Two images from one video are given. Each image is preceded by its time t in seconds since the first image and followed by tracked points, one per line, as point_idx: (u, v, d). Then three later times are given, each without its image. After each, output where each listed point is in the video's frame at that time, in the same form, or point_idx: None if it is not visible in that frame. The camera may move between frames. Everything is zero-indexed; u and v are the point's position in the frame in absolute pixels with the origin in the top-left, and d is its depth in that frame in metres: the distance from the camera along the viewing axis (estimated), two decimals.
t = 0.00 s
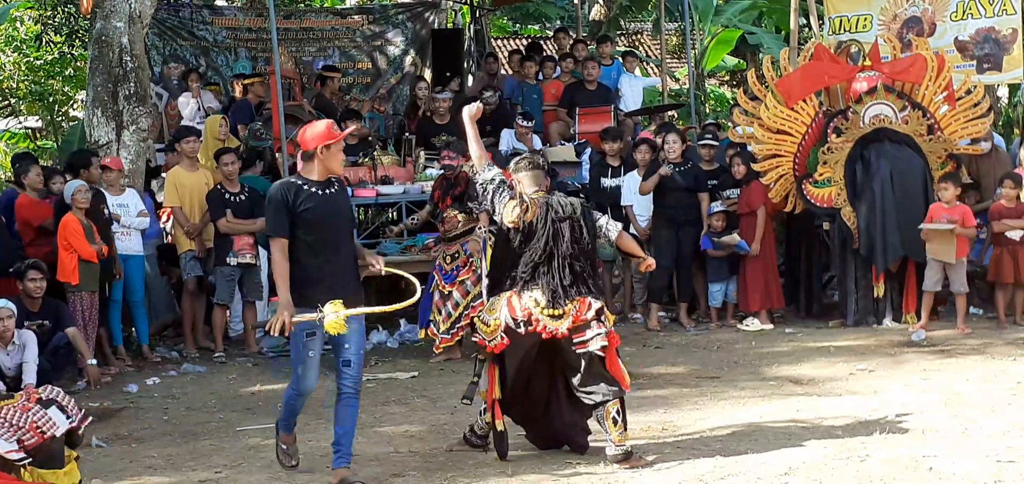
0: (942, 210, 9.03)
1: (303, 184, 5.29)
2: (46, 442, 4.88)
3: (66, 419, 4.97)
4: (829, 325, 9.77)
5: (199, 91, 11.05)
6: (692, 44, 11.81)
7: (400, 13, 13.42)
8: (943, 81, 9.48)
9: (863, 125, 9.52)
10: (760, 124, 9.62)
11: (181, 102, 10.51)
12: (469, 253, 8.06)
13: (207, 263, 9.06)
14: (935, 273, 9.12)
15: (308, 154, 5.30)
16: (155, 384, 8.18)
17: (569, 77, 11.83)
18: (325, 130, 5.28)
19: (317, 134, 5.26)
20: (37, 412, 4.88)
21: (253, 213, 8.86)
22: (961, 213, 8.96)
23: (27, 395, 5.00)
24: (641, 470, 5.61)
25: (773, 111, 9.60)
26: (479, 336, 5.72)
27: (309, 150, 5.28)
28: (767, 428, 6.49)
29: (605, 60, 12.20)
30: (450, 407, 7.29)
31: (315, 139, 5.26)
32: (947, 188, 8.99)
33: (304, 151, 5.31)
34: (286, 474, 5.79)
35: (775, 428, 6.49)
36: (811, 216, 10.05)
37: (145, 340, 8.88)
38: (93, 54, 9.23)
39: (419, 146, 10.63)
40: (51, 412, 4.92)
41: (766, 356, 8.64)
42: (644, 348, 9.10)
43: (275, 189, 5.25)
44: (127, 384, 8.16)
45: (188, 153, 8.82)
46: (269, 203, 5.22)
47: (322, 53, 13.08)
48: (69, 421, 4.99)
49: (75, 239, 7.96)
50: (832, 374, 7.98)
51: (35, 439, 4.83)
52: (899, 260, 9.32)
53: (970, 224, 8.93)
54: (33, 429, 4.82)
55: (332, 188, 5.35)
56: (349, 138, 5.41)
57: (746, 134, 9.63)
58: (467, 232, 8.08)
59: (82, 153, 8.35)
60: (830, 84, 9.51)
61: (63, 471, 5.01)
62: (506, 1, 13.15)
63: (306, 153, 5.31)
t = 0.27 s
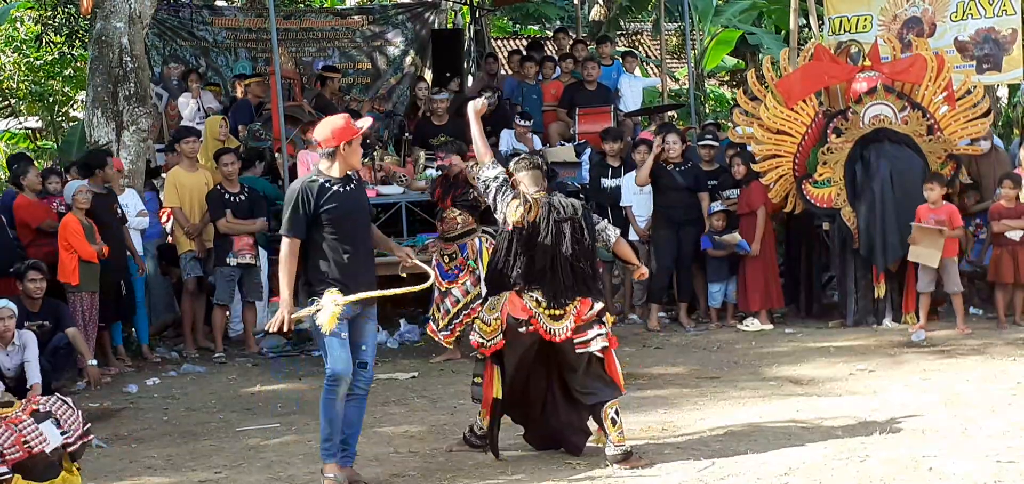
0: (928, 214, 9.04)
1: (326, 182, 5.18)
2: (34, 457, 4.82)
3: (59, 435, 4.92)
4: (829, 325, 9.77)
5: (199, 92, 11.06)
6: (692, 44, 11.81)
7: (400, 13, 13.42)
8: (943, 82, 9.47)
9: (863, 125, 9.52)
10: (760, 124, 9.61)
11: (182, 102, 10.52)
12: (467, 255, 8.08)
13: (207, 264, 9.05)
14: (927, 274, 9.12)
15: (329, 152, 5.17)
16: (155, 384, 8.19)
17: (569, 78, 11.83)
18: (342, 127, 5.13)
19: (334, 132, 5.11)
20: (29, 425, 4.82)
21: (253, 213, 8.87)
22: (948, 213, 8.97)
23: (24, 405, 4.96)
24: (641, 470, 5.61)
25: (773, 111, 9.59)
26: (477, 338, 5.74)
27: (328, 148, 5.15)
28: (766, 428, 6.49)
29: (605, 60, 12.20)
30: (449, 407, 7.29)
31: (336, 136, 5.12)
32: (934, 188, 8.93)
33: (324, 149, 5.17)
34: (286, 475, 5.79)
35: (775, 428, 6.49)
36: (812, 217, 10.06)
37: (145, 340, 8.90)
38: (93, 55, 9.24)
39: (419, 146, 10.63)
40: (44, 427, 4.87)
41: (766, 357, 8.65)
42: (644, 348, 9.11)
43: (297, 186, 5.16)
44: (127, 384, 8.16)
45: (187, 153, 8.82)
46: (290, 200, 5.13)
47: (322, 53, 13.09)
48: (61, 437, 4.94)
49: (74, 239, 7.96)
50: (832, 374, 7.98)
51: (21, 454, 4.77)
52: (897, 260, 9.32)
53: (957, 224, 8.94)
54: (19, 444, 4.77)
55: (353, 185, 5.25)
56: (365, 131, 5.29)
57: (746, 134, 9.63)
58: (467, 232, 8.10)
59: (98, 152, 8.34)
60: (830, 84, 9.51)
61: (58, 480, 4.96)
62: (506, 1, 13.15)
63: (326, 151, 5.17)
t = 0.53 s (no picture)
0: (925, 214, 9.01)
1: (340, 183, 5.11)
2: (37, 464, 4.81)
3: (63, 444, 4.90)
4: (829, 325, 9.77)
5: (200, 92, 11.06)
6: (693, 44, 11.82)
7: (400, 14, 13.43)
8: (943, 82, 9.47)
9: (863, 126, 9.53)
10: (760, 124, 9.61)
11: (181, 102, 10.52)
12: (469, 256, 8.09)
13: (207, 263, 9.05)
14: (926, 274, 9.13)
15: (340, 155, 5.07)
16: (155, 384, 8.19)
17: (569, 78, 11.83)
18: (354, 128, 5.04)
19: (348, 134, 5.03)
20: (32, 433, 4.81)
21: (252, 213, 8.87)
22: (946, 212, 8.95)
23: (34, 409, 4.94)
24: (641, 471, 5.62)
25: (773, 111, 9.59)
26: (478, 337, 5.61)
27: (342, 152, 5.06)
28: (766, 428, 6.49)
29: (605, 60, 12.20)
30: (450, 407, 7.29)
31: (350, 138, 5.04)
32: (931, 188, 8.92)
33: (337, 152, 5.06)
34: (286, 475, 5.80)
35: (775, 428, 6.49)
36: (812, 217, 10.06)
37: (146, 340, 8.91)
38: (92, 55, 9.24)
39: (419, 147, 10.63)
40: (48, 435, 4.86)
41: (766, 357, 8.65)
42: (644, 349, 9.11)
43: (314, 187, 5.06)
44: (127, 385, 8.17)
45: (187, 154, 8.82)
46: (311, 201, 5.01)
47: (322, 53, 13.10)
48: (66, 445, 4.92)
49: (74, 240, 7.96)
50: (832, 374, 7.98)
51: (21, 462, 4.76)
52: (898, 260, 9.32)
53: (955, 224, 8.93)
54: (21, 451, 4.76)
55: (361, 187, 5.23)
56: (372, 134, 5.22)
57: (746, 135, 9.63)
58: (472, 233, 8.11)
59: (113, 153, 8.39)
60: (830, 85, 9.51)
61: None
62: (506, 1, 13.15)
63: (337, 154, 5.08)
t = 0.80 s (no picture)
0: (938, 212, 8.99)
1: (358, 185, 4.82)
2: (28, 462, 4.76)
3: (56, 442, 4.82)
4: (830, 325, 9.75)
5: (199, 92, 11.04)
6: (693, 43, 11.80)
7: (400, 13, 13.41)
8: (943, 82, 9.47)
9: (863, 125, 9.52)
10: (760, 124, 9.59)
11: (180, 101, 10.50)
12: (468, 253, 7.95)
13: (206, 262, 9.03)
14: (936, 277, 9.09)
15: (350, 157, 4.84)
16: (154, 385, 8.17)
17: (569, 78, 11.82)
18: (359, 129, 4.84)
19: (355, 136, 4.82)
20: (25, 431, 4.76)
21: (252, 214, 8.85)
22: (959, 214, 8.94)
23: (30, 408, 4.89)
24: (642, 471, 5.60)
25: (773, 111, 9.57)
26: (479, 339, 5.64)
27: (349, 154, 4.84)
28: (767, 428, 6.48)
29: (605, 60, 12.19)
30: (449, 408, 7.28)
31: (357, 139, 4.83)
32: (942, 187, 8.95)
33: (346, 155, 4.84)
34: (285, 475, 5.78)
35: (776, 429, 6.48)
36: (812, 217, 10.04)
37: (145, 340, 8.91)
38: (91, 55, 9.22)
39: (418, 147, 10.61)
40: (41, 433, 4.79)
41: (766, 357, 8.63)
42: (644, 349, 9.09)
43: (342, 191, 4.74)
44: (126, 385, 8.15)
45: (186, 154, 8.78)
46: (341, 207, 4.70)
47: (321, 53, 13.08)
48: (60, 444, 4.84)
49: (75, 241, 7.96)
50: (833, 374, 7.97)
51: (13, 458, 4.71)
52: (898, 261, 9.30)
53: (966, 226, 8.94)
54: (12, 448, 4.72)
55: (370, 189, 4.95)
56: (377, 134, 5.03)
57: (746, 134, 9.61)
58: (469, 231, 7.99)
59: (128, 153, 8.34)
60: (830, 85, 9.49)
61: None
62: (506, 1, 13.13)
63: (346, 157, 4.85)
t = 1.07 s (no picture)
0: (948, 210, 9.09)
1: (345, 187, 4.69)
2: (13, 453, 4.92)
3: (40, 433, 4.97)
4: (829, 324, 9.78)
5: (200, 92, 11.07)
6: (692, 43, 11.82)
7: (400, 13, 13.43)
8: (943, 81, 9.46)
9: (863, 125, 9.54)
10: (760, 124, 9.61)
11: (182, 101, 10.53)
12: (464, 259, 8.11)
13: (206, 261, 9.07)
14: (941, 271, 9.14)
15: (328, 154, 4.75)
16: (156, 383, 8.20)
17: (569, 77, 11.84)
18: (338, 125, 4.74)
19: (334, 132, 4.72)
20: (9, 421, 4.93)
21: (253, 213, 8.88)
22: (968, 213, 9.01)
23: (17, 402, 5.07)
24: (641, 469, 5.63)
25: (773, 110, 9.59)
26: (481, 337, 5.64)
27: (328, 151, 4.74)
28: (766, 427, 6.49)
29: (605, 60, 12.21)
30: (450, 406, 7.30)
31: (336, 135, 4.73)
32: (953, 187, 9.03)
33: (325, 152, 4.74)
34: (286, 474, 5.81)
35: (776, 427, 6.50)
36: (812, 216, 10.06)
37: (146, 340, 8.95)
38: (93, 54, 9.25)
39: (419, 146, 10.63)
40: (26, 424, 4.95)
41: (766, 356, 8.65)
42: (644, 348, 9.11)
43: (332, 192, 4.60)
44: (128, 384, 8.17)
45: (186, 153, 8.78)
46: (337, 208, 4.57)
47: (322, 53, 13.10)
48: (44, 435, 4.98)
49: (81, 240, 7.98)
50: (832, 373, 7.99)
51: None
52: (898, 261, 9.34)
53: (976, 226, 8.98)
54: None
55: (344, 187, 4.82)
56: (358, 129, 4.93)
57: (746, 134, 9.63)
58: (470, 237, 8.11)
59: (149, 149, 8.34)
60: (830, 84, 9.51)
61: (49, 479, 5.03)
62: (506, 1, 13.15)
63: (325, 154, 4.75)
